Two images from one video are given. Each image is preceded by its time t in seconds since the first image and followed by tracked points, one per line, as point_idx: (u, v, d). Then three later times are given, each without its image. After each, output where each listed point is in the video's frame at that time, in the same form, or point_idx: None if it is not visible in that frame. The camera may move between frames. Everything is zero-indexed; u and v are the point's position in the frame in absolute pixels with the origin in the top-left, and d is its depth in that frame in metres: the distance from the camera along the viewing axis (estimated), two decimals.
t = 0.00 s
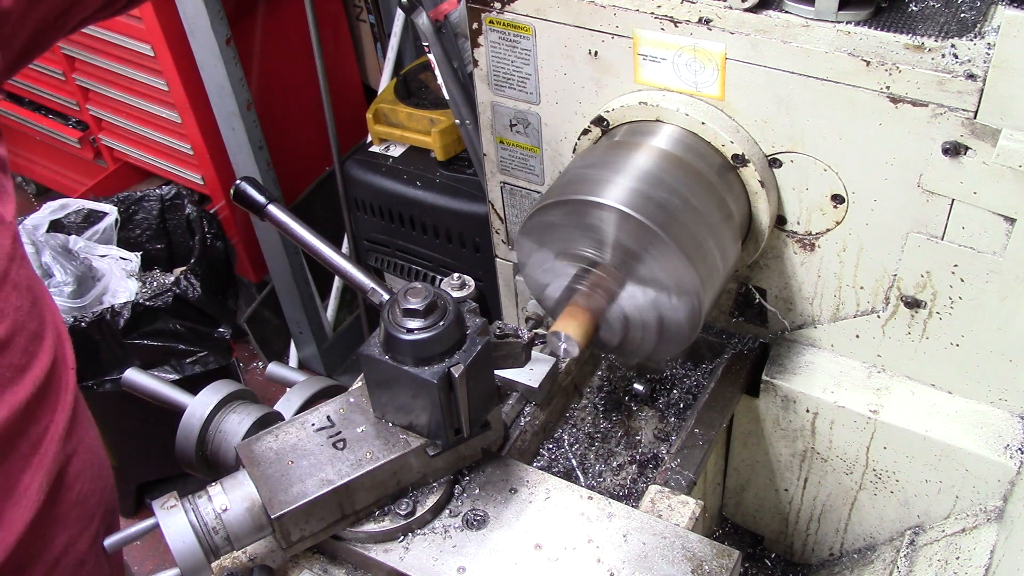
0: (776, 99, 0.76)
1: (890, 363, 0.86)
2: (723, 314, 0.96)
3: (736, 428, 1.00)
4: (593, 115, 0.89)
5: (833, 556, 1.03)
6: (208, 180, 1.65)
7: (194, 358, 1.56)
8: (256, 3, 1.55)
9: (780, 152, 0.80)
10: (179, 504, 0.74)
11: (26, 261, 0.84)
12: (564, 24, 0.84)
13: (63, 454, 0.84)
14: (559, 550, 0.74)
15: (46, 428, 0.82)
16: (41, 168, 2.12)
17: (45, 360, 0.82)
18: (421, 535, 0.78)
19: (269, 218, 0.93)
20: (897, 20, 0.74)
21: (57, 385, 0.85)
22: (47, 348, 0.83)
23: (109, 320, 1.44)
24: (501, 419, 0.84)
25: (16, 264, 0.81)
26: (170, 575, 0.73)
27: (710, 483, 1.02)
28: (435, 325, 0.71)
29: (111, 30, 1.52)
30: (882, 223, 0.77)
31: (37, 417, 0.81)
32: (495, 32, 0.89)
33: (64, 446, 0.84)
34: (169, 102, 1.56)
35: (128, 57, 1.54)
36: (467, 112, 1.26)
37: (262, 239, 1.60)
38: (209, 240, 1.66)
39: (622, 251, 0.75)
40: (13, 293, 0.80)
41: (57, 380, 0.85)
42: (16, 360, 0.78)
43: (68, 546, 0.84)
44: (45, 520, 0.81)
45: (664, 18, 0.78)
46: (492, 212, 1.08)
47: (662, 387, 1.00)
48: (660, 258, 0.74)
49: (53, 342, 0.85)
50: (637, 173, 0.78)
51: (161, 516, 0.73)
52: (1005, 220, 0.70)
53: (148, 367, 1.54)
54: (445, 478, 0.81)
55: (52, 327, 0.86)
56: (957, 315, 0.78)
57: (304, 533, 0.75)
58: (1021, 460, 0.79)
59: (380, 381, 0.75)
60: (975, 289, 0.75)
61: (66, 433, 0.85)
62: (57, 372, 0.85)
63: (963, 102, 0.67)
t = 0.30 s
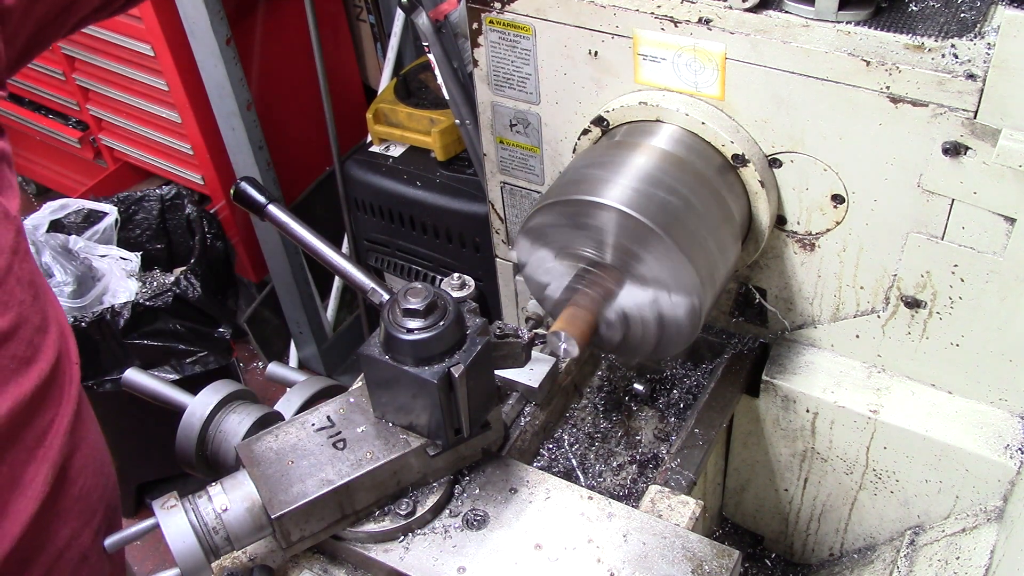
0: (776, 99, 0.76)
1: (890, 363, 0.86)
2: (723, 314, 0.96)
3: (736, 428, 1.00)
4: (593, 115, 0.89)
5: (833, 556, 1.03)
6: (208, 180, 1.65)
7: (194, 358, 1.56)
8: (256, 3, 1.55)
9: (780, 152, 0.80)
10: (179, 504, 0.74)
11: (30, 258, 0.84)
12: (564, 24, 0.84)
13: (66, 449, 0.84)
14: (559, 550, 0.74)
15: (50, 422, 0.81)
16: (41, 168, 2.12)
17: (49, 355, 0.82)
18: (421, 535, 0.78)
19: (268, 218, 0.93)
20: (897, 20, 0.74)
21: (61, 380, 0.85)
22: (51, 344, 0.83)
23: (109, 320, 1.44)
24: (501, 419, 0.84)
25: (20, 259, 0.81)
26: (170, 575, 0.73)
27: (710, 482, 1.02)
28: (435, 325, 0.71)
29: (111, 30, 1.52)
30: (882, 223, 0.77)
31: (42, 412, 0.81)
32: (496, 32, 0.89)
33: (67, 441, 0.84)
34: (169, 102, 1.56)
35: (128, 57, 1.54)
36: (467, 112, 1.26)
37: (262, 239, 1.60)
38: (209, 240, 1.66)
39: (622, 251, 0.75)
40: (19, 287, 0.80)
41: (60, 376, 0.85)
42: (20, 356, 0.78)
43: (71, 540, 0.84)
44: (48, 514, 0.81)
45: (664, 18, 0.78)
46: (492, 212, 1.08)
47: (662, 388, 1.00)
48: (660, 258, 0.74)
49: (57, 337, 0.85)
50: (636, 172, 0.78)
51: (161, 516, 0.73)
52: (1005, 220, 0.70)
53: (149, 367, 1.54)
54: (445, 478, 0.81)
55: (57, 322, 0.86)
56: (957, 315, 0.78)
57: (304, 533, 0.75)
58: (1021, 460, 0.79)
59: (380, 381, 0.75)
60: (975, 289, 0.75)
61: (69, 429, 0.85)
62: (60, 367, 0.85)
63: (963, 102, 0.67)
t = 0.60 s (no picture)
0: (776, 99, 0.76)
1: (889, 363, 0.86)
2: (723, 314, 0.96)
3: (736, 428, 1.00)
4: (593, 115, 0.89)
5: (833, 556, 1.03)
6: (208, 180, 1.65)
7: (194, 358, 1.56)
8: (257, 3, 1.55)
9: (780, 152, 0.80)
10: (179, 504, 0.74)
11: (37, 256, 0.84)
12: (564, 24, 0.84)
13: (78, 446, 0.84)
14: (559, 550, 0.74)
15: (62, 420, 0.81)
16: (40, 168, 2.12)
17: (60, 353, 0.81)
18: (421, 535, 0.78)
19: (269, 218, 0.93)
20: (897, 20, 0.74)
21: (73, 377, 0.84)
22: (61, 341, 0.82)
23: (109, 321, 1.45)
24: (501, 419, 0.84)
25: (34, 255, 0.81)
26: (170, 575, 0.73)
27: (711, 482, 1.02)
28: (435, 325, 0.71)
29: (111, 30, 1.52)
30: (882, 223, 0.77)
31: (54, 409, 0.80)
32: (496, 32, 0.89)
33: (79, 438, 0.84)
34: (169, 102, 1.56)
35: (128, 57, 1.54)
36: (467, 112, 1.26)
37: (262, 239, 1.60)
38: (209, 241, 1.66)
39: (622, 251, 0.75)
40: (34, 281, 0.80)
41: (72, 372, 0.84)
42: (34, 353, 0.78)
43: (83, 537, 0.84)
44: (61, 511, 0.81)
45: (664, 19, 0.78)
46: (492, 212, 1.08)
47: (662, 387, 1.00)
48: (660, 258, 0.74)
49: (67, 334, 0.84)
50: (637, 173, 0.78)
51: (161, 516, 0.73)
52: (1005, 220, 0.70)
53: (149, 367, 1.54)
54: (445, 478, 0.81)
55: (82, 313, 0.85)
56: (957, 315, 0.78)
57: (305, 533, 0.75)
58: (1021, 460, 0.79)
59: (380, 380, 0.75)
60: (975, 289, 0.75)
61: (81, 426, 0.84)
62: (70, 364, 0.84)
63: (963, 102, 0.67)
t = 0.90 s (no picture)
0: (776, 99, 0.76)
1: (890, 363, 0.86)
2: (723, 314, 0.96)
3: (736, 428, 1.00)
4: (593, 115, 0.89)
5: (833, 556, 1.03)
6: (208, 180, 1.64)
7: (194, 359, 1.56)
8: (257, 3, 1.55)
9: (780, 152, 0.80)
10: (179, 504, 0.75)
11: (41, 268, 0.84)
12: (564, 24, 0.84)
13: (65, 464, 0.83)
14: (559, 550, 0.74)
15: (53, 426, 0.81)
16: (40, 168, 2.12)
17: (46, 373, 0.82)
18: (422, 535, 0.77)
19: (269, 218, 0.93)
20: (897, 20, 0.74)
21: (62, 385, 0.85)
22: (49, 351, 0.83)
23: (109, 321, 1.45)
24: (501, 419, 0.84)
25: (37, 269, 0.81)
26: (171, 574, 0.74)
27: (710, 482, 1.02)
28: (435, 325, 0.71)
29: (111, 30, 1.51)
30: (882, 223, 0.77)
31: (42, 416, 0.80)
32: (495, 32, 0.89)
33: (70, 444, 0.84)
34: (169, 102, 1.56)
35: (128, 57, 1.54)
36: (467, 112, 1.26)
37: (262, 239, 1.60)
38: (209, 240, 1.66)
39: (622, 251, 0.75)
40: (36, 297, 0.80)
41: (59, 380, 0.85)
42: (26, 363, 0.79)
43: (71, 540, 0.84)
44: (53, 512, 0.82)
45: (664, 18, 0.78)
46: (492, 212, 1.08)
47: (662, 387, 1.00)
48: (659, 258, 0.74)
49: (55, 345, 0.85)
50: (637, 173, 0.78)
51: (161, 516, 0.74)
52: (1005, 220, 0.70)
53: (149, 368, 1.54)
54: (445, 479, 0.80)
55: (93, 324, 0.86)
56: (957, 315, 0.78)
57: (305, 533, 0.76)
58: (1021, 460, 0.79)
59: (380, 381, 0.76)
60: (975, 289, 0.75)
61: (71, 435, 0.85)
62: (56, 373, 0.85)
63: (963, 102, 0.67)
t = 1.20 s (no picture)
0: (776, 99, 0.76)
1: (890, 363, 0.86)
2: (723, 314, 0.96)
3: (736, 428, 1.00)
4: (593, 115, 0.89)
5: (833, 556, 1.03)
6: (208, 180, 1.64)
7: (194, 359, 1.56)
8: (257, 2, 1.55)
9: (780, 152, 0.80)
10: (179, 504, 0.75)
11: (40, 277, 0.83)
12: (564, 23, 0.84)
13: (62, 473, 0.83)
14: (559, 550, 0.74)
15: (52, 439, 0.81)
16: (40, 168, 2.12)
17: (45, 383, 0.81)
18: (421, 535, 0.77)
19: (268, 218, 0.93)
20: (897, 20, 0.74)
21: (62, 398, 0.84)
22: (51, 363, 0.82)
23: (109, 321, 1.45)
24: (501, 419, 0.84)
25: (39, 277, 0.81)
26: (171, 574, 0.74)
27: (710, 482, 1.02)
28: (435, 325, 0.71)
29: (111, 30, 1.51)
30: (882, 222, 0.77)
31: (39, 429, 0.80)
32: (496, 32, 0.89)
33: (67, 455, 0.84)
34: (169, 102, 1.56)
35: (129, 57, 1.54)
36: (467, 112, 1.26)
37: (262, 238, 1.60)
38: (209, 240, 1.69)
39: (621, 251, 0.76)
40: (36, 305, 0.80)
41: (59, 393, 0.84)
42: (28, 378, 0.78)
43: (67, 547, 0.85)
44: (50, 519, 0.82)
45: (664, 18, 0.78)
46: (492, 212, 1.08)
47: (662, 387, 1.00)
48: (659, 258, 0.74)
49: (56, 357, 0.84)
50: (637, 173, 0.78)
51: (162, 516, 0.74)
52: (1005, 220, 0.70)
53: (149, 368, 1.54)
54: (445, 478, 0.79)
55: (91, 340, 0.85)
56: (957, 315, 0.78)
57: (304, 533, 0.77)
58: (1021, 460, 0.79)
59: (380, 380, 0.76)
60: (975, 289, 0.75)
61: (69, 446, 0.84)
62: (56, 383, 0.84)
63: (963, 102, 0.67)
